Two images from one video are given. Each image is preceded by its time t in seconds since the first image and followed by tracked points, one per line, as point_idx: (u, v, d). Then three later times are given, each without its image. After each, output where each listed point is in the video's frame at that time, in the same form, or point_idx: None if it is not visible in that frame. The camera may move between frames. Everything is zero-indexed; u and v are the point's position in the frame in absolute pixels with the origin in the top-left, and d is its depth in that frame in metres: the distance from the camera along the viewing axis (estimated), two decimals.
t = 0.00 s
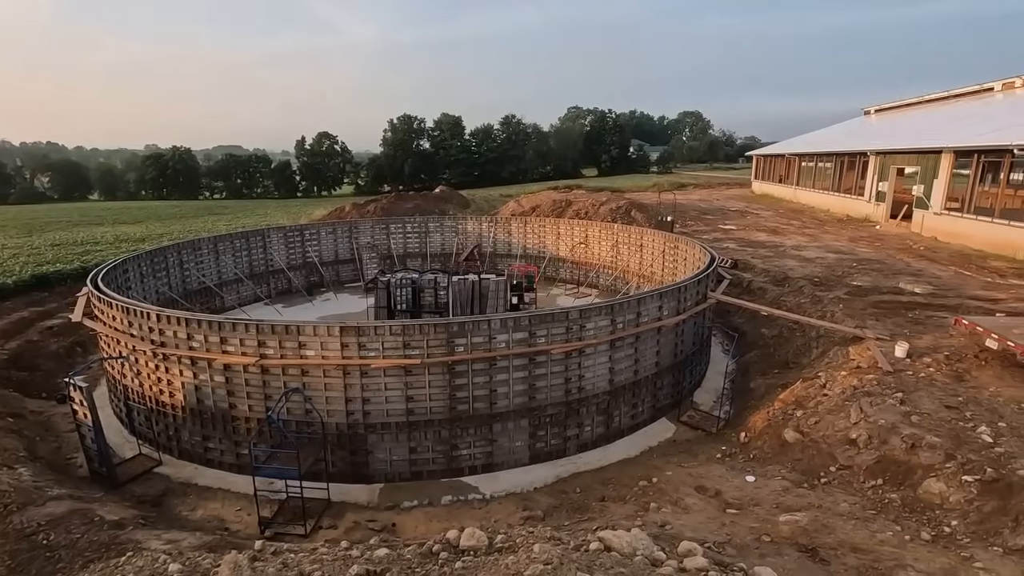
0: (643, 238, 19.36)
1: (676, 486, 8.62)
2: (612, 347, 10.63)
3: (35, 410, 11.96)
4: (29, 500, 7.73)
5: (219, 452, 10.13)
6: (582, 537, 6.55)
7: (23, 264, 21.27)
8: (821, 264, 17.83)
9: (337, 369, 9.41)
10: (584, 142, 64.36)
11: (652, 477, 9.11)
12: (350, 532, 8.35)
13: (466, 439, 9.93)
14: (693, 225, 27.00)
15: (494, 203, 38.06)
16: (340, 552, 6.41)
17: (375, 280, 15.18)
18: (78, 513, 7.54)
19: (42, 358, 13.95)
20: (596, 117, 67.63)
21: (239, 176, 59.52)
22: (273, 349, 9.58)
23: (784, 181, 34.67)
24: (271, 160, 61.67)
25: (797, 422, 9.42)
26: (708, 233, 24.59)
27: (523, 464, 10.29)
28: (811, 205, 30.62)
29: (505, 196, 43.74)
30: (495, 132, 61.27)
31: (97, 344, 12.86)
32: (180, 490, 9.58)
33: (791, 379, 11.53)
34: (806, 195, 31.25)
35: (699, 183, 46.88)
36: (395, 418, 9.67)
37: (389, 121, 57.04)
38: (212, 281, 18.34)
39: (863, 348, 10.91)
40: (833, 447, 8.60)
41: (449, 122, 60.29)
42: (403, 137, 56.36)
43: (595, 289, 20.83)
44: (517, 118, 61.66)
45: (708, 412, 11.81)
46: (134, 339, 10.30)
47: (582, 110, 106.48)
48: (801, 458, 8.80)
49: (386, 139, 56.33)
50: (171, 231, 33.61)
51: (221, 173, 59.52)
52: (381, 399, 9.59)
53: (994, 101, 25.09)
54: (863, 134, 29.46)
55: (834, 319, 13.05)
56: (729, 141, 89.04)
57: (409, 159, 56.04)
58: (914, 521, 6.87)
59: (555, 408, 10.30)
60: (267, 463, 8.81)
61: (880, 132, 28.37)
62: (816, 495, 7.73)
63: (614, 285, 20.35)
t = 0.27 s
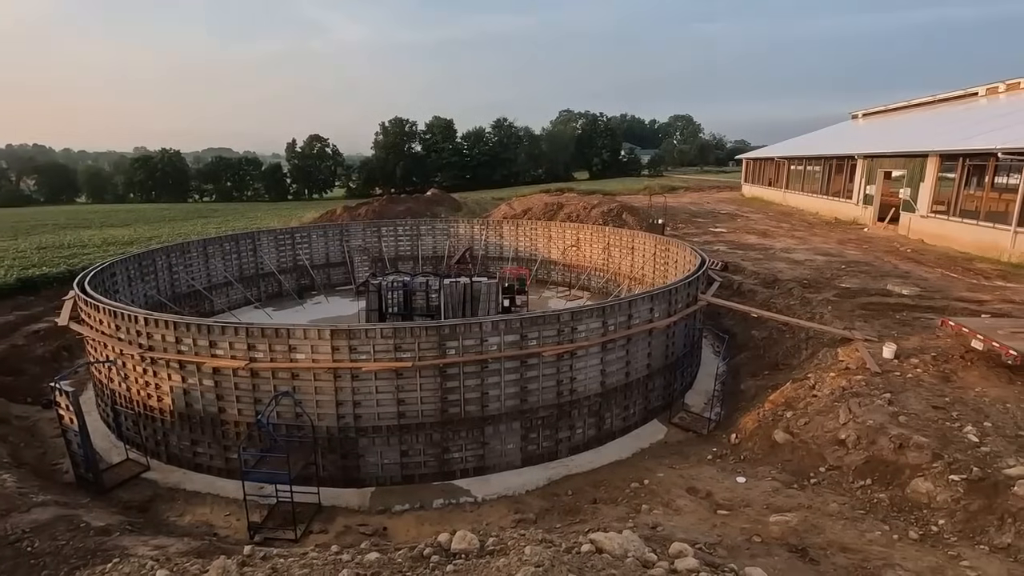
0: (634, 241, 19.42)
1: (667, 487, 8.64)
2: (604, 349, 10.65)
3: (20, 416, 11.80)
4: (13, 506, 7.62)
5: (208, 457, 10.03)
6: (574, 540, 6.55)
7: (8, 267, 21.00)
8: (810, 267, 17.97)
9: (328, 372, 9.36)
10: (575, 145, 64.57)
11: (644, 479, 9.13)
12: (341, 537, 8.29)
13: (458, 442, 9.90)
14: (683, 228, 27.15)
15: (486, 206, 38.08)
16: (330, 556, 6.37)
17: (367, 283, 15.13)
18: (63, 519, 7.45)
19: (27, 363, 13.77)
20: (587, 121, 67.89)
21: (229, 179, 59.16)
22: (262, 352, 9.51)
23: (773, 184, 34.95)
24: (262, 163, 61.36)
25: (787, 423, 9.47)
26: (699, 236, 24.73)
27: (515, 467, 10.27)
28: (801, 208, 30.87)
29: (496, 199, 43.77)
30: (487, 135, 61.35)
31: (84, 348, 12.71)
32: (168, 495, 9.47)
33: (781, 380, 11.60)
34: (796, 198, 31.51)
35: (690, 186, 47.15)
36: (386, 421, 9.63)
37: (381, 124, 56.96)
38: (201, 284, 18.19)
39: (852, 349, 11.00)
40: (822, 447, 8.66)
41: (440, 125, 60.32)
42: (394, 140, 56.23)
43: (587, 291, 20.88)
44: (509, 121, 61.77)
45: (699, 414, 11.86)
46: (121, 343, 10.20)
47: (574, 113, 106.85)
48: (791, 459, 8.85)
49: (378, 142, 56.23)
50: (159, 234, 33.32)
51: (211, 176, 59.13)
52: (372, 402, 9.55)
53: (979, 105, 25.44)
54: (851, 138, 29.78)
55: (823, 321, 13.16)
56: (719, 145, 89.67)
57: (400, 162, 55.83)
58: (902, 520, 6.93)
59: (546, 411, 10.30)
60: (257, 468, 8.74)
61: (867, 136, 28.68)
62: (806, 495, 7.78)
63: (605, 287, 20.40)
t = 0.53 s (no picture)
0: (631, 243, 19.45)
1: (665, 489, 8.63)
2: (601, 351, 10.65)
3: (15, 419, 11.74)
4: (8, 510, 7.57)
5: (204, 460, 9.99)
6: (572, 542, 6.53)
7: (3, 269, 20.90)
8: (807, 268, 18.02)
9: (325, 374, 9.33)
10: (572, 147, 64.65)
11: (641, 480, 9.13)
12: (338, 540, 8.26)
13: (455, 445, 9.88)
14: (681, 230, 27.19)
15: (483, 208, 38.08)
16: (328, 559, 6.34)
17: (364, 285, 15.11)
18: (58, 523, 7.40)
19: (21, 366, 13.69)
20: (585, 123, 68.00)
21: (226, 181, 59.09)
22: (259, 355, 9.49)
23: (770, 186, 35.04)
24: (259, 165, 61.29)
25: (784, 425, 9.48)
26: (696, 238, 24.77)
27: (513, 469, 10.25)
28: (797, 210, 30.95)
29: (494, 201, 43.79)
30: (484, 137, 61.40)
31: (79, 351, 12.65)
32: (163, 499, 9.43)
33: (778, 382, 11.61)
34: (792, 200, 31.59)
35: (687, 188, 47.25)
36: (383, 423, 9.60)
37: (378, 126, 56.95)
38: (198, 286, 18.13)
39: (849, 351, 11.03)
40: (820, 449, 8.67)
41: (438, 127, 60.39)
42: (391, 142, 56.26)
43: (584, 293, 20.89)
44: (506, 124, 61.83)
45: (697, 416, 11.86)
46: (117, 346, 10.15)
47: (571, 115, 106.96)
48: (788, 461, 8.85)
49: (375, 144, 56.23)
50: (156, 236, 33.23)
51: (207, 177, 59.02)
52: (369, 405, 9.52)
53: (974, 107, 25.57)
54: (847, 140, 29.88)
55: (820, 323, 13.18)
56: (716, 147, 89.89)
57: (398, 164, 55.92)
58: (899, 521, 6.94)
59: (544, 413, 10.29)
60: (253, 470, 8.70)
61: (863, 138, 28.78)
62: (803, 497, 7.79)
63: (603, 289, 20.41)
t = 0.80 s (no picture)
0: (631, 244, 19.44)
1: (666, 490, 8.62)
2: (601, 351, 10.63)
3: (13, 420, 11.71)
4: (6, 513, 7.54)
5: (204, 461, 9.97)
6: (573, 544, 6.52)
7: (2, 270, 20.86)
8: (806, 269, 18.02)
9: (325, 375, 9.32)
10: (571, 148, 64.68)
11: (642, 481, 9.11)
12: (338, 542, 8.24)
13: (456, 446, 9.87)
14: (680, 230, 27.18)
15: (483, 209, 38.07)
16: (328, 561, 6.32)
17: (363, 286, 15.11)
18: (57, 525, 7.38)
19: (20, 367, 13.66)
20: (584, 124, 68.05)
21: (225, 182, 59.05)
22: (259, 356, 9.48)
23: (769, 187, 35.07)
24: (258, 166, 61.26)
25: (785, 426, 9.48)
26: (695, 238, 24.77)
27: (513, 470, 10.24)
28: (796, 210, 30.96)
29: (493, 202, 43.79)
30: (483, 138, 61.43)
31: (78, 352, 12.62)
32: (162, 500, 9.41)
33: (778, 383, 11.61)
34: (791, 201, 31.59)
35: (686, 189, 47.24)
36: (383, 424, 9.59)
37: (377, 127, 56.96)
38: (197, 287, 18.11)
39: (849, 352, 11.03)
40: (820, 450, 8.66)
41: (437, 129, 60.43)
42: (391, 143, 56.30)
43: (584, 294, 20.88)
44: (505, 125, 61.85)
45: (697, 417, 11.85)
46: (116, 347, 10.13)
47: (570, 116, 106.95)
48: (789, 461, 8.84)
49: (375, 146, 56.15)
50: (155, 237, 33.19)
51: (206, 179, 58.96)
52: (369, 406, 9.51)
53: (972, 108, 25.61)
54: (846, 141, 29.91)
55: (820, 323, 13.18)
56: (715, 148, 89.96)
57: (397, 165, 55.96)
58: (900, 522, 6.93)
59: (544, 414, 10.28)
60: (253, 472, 8.68)
61: (862, 139, 28.81)
62: (804, 498, 7.77)
63: (602, 290, 20.40)
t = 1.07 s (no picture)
0: (631, 244, 19.43)
1: (667, 490, 8.62)
2: (602, 351, 10.63)
3: (14, 421, 11.70)
4: (6, 514, 7.54)
5: (204, 462, 9.97)
6: (574, 544, 6.51)
7: (2, 271, 20.86)
8: (807, 269, 18.02)
9: (325, 376, 9.32)
10: (571, 148, 64.68)
11: (643, 481, 9.11)
12: (339, 542, 8.24)
13: (456, 446, 9.87)
14: (680, 230, 27.18)
15: (483, 209, 38.05)
16: (329, 562, 6.31)
17: (364, 287, 15.11)
18: (57, 526, 7.38)
19: (20, 368, 13.66)
20: (583, 124, 68.05)
21: (225, 182, 59.05)
22: (259, 356, 9.47)
23: (769, 187, 35.06)
24: (258, 166, 61.24)
25: (785, 426, 9.47)
26: (695, 238, 24.76)
27: (513, 470, 10.23)
28: (796, 210, 30.95)
29: (493, 202, 43.77)
30: (483, 138, 61.43)
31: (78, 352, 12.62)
32: (163, 501, 9.40)
33: (778, 383, 11.61)
34: (791, 201, 31.59)
35: (686, 189, 47.24)
36: (383, 425, 9.59)
37: (377, 127, 56.98)
38: (197, 287, 18.11)
39: (849, 352, 11.03)
40: (821, 450, 8.65)
41: (437, 129, 60.45)
42: (391, 143, 56.34)
43: (584, 294, 20.88)
44: (505, 125, 61.84)
45: (698, 416, 11.85)
46: (116, 348, 10.13)
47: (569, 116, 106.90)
48: (790, 461, 8.84)
49: (375, 146, 56.12)
50: (155, 237, 33.19)
51: (206, 179, 58.94)
52: (370, 406, 9.51)
53: (972, 108, 25.61)
54: (846, 141, 29.91)
55: (821, 323, 13.18)
56: (715, 148, 89.95)
57: (397, 165, 55.99)
58: (902, 523, 6.93)
59: (544, 414, 10.27)
60: (253, 472, 8.67)
61: (862, 139, 28.81)
62: (805, 498, 7.77)
63: (602, 290, 20.40)
